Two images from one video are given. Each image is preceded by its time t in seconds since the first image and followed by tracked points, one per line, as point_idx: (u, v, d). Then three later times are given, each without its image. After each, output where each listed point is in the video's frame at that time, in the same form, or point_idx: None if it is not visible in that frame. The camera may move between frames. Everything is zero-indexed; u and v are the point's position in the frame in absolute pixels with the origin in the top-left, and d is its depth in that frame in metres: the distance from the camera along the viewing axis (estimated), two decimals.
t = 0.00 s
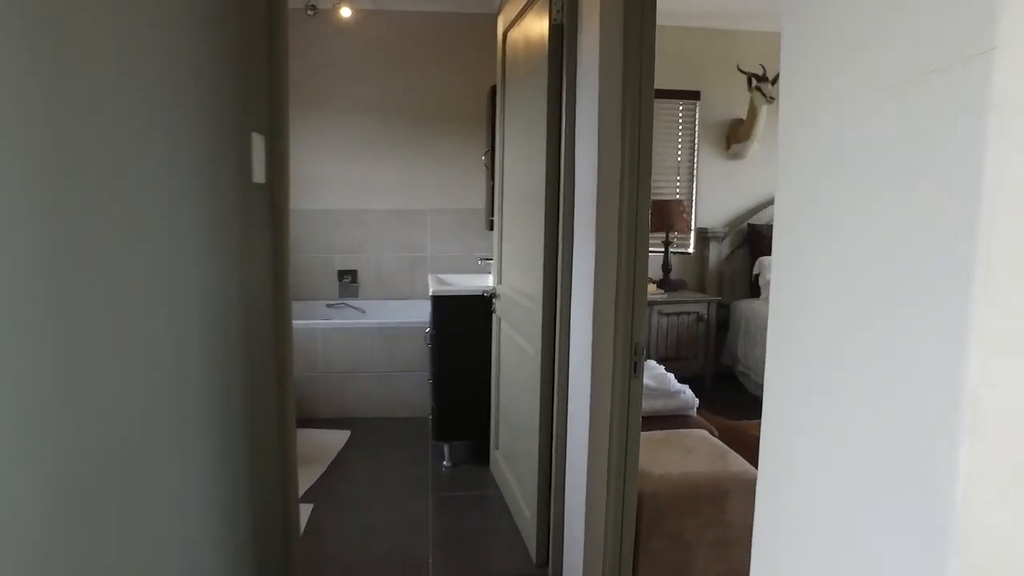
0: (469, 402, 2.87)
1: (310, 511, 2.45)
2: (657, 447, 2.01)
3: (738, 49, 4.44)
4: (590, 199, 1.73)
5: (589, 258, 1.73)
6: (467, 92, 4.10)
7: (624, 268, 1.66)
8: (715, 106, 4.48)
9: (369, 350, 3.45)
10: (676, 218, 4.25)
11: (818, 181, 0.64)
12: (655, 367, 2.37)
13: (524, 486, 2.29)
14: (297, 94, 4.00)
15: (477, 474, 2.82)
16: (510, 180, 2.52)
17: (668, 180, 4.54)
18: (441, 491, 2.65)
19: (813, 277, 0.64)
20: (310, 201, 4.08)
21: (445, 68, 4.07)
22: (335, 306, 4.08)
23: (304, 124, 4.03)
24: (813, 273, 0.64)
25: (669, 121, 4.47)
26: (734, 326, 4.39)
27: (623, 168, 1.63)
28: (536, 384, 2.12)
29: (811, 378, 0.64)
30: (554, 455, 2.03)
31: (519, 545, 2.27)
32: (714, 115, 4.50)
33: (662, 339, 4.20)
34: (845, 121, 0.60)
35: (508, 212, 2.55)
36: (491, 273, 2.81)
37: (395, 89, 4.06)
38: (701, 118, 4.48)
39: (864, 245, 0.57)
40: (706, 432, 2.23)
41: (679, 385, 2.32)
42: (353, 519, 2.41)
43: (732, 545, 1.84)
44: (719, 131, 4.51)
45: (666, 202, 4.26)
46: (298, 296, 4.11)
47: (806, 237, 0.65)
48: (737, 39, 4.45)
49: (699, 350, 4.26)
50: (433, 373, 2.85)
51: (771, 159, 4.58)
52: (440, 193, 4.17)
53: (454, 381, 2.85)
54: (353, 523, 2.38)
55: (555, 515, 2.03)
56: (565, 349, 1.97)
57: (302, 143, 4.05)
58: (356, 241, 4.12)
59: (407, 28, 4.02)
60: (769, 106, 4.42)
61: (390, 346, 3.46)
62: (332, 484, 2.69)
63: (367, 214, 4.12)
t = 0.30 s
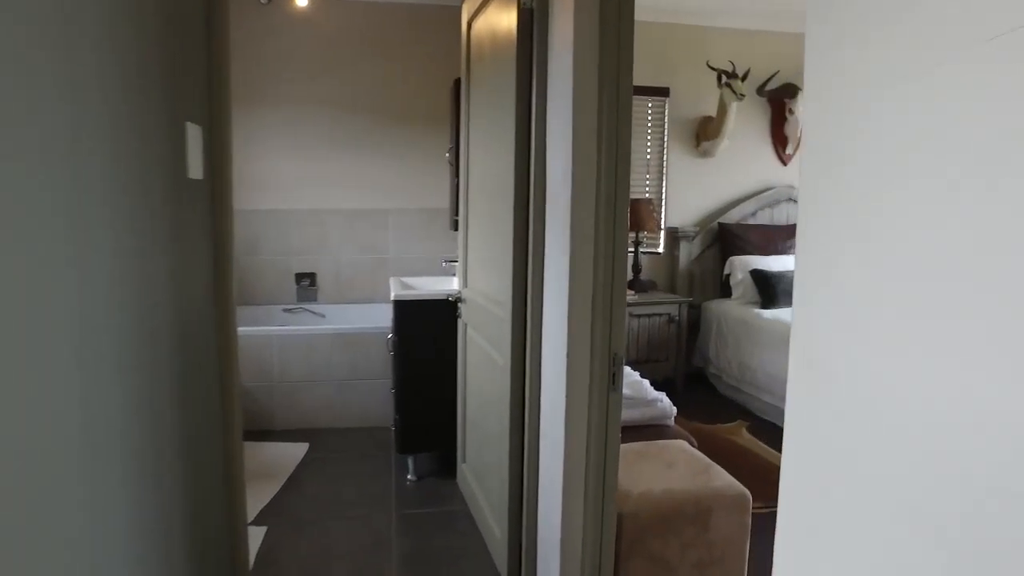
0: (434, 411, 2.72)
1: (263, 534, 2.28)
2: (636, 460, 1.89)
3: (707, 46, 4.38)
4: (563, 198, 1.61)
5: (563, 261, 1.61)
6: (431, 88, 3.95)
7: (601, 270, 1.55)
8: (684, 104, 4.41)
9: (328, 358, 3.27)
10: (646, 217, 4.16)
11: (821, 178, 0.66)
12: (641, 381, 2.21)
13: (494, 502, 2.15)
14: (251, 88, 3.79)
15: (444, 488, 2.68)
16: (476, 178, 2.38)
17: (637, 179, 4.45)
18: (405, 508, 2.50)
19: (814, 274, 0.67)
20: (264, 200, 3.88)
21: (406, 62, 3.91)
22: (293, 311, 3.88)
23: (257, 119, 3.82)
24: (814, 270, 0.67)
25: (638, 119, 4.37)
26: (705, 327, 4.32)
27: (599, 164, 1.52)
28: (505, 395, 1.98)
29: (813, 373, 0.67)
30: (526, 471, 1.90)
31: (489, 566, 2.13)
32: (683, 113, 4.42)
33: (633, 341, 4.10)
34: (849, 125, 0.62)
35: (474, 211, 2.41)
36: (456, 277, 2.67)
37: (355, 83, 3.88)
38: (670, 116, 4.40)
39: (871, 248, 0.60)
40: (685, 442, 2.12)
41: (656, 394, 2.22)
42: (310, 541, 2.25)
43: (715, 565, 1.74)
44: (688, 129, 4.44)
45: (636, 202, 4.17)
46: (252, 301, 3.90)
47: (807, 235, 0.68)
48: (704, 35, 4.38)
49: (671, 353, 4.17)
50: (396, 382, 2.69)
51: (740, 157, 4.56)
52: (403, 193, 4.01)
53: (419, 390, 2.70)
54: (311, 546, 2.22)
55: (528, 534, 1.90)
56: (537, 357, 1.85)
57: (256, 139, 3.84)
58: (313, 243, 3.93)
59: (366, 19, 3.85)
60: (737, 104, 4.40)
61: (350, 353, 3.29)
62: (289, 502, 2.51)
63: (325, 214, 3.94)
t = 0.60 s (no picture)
0: (396, 424, 2.57)
1: (210, 564, 2.10)
2: (611, 478, 1.77)
3: (675, 43, 4.34)
4: (534, 201, 1.48)
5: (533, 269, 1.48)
6: (392, 84, 3.80)
7: (576, 279, 1.42)
8: (651, 102, 4.35)
9: (283, 368, 3.09)
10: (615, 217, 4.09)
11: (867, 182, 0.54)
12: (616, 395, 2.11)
13: (460, 524, 2.02)
14: (199, 82, 3.59)
15: (407, 505, 2.54)
16: (438, 178, 2.24)
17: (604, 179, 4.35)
18: (365, 529, 2.34)
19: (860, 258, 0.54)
20: (216, 201, 3.67)
21: (365, 57, 3.75)
22: (246, 317, 3.68)
23: (207, 114, 3.61)
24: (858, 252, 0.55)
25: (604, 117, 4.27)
26: (674, 329, 4.24)
27: (573, 162, 1.39)
28: (471, 411, 1.85)
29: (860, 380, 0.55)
30: (494, 494, 1.77)
31: None
32: (650, 111, 4.36)
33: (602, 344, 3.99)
34: (908, 118, 0.51)
35: (435, 213, 2.27)
36: (418, 281, 2.52)
37: (310, 78, 3.70)
38: (637, 114, 4.32)
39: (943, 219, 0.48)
40: (661, 455, 2.02)
41: (630, 404, 2.11)
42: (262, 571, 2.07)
43: None
44: (655, 127, 4.38)
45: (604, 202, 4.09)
46: (203, 307, 3.68)
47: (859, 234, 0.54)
48: (672, 32, 4.33)
49: (640, 356, 4.08)
50: (355, 394, 2.53)
51: (707, 156, 4.52)
52: (363, 193, 3.84)
53: (379, 402, 2.55)
54: None
55: (497, 561, 1.77)
56: (505, 370, 1.72)
57: (206, 135, 3.63)
58: (268, 245, 3.74)
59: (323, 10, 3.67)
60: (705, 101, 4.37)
61: (306, 363, 3.12)
62: (240, 527, 2.33)
63: (280, 215, 3.74)
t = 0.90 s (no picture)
0: (359, 437, 2.45)
1: None
2: (587, 493, 1.69)
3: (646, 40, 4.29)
4: (500, 201, 1.38)
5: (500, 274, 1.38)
6: (355, 80, 3.66)
7: (547, 284, 1.33)
8: (621, 100, 4.29)
9: (240, 377, 2.94)
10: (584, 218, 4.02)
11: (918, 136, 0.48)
12: (589, 410, 2.00)
13: (426, 544, 1.91)
14: (150, 77, 3.41)
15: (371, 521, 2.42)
16: (400, 178, 2.12)
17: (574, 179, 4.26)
18: (327, 548, 2.22)
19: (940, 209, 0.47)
20: (167, 202, 3.49)
21: (325, 51, 3.60)
22: (201, 324, 3.51)
23: (158, 110, 3.43)
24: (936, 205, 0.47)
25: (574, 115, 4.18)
26: (645, 330, 4.18)
27: (543, 160, 1.30)
28: (436, 425, 1.74)
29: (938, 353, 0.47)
30: (462, 513, 1.66)
31: None
32: (619, 109, 4.30)
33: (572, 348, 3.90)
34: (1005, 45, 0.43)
35: (398, 214, 2.16)
36: (380, 286, 2.39)
37: (267, 73, 3.54)
38: (607, 112, 4.25)
39: None
40: (636, 466, 1.95)
41: (604, 413, 2.04)
42: None
43: None
44: (625, 126, 4.32)
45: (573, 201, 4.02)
46: (154, 314, 3.50)
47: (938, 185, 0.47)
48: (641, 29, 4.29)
49: (610, 359, 4.01)
50: (315, 404, 2.40)
51: (677, 156, 4.47)
52: (325, 193, 3.70)
53: (340, 412, 2.42)
54: None
55: None
56: (472, 381, 1.61)
57: (156, 133, 3.45)
58: (224, 248, 3.57)
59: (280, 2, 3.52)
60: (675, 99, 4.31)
61: (265, 372, 2.97)
62: (193, 550, 2.18)
63: (237, 216, 3.58)
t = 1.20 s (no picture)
0: (311, 452, 2.30)
1: None
2: (555, 513, 1.58)
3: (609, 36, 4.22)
4: (455, 198, 1.25)
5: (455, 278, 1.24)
6: (308, 75, 3.51)
7: (508, 290, 1.21)
8: (583, 97, 4.21)
9: (183, 389, 2.75)
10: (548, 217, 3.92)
11: None
12: (555, 430, 1.90)
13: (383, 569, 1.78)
14: (87, 69, 3.18)
15: (326, 541, 2.27)
16: (352, 176, 1.98)
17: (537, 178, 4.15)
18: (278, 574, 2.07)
19: None
20: (106, 202, 3.27)
21: (275, 44, 3.43)
22: (144, 331, 3.30)
23: (93, 103, 3.21)
24: None
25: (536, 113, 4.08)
26: (610, 333, 4.10)
27: (503, 156, 1.19)
28: (391, 444, 1.61)
29: None
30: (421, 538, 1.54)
31: None
32: (582, 106, 4.21)
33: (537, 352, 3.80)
34: None
35: (349, 214, 2.02)
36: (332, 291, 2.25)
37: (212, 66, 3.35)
38: (570, 109, 4.16)
39: None
40: (605, 480, 1.85)
41: (572, 424, 1.94)
42: None
43: None
44: (589, 124, 4.24)
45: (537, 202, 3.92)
46: (92, 321, 3.28)
47: None
48: (604, 25, 4.21)
49: (575, 363, 3.92)
50: (263, 418, 2.25)
51: (641, 155, 4.41)
52: (277, 193, 3.53)
53: (290, 426, 2.26)
54: None
55: None
56: (429, 395, 1.50)
57: (91, 128, 3.22)
58: (168, 251, 3.37)
59: None
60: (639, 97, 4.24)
61: (211, 383, 2.79)
62: None
63: (182, 217, 3.38)
